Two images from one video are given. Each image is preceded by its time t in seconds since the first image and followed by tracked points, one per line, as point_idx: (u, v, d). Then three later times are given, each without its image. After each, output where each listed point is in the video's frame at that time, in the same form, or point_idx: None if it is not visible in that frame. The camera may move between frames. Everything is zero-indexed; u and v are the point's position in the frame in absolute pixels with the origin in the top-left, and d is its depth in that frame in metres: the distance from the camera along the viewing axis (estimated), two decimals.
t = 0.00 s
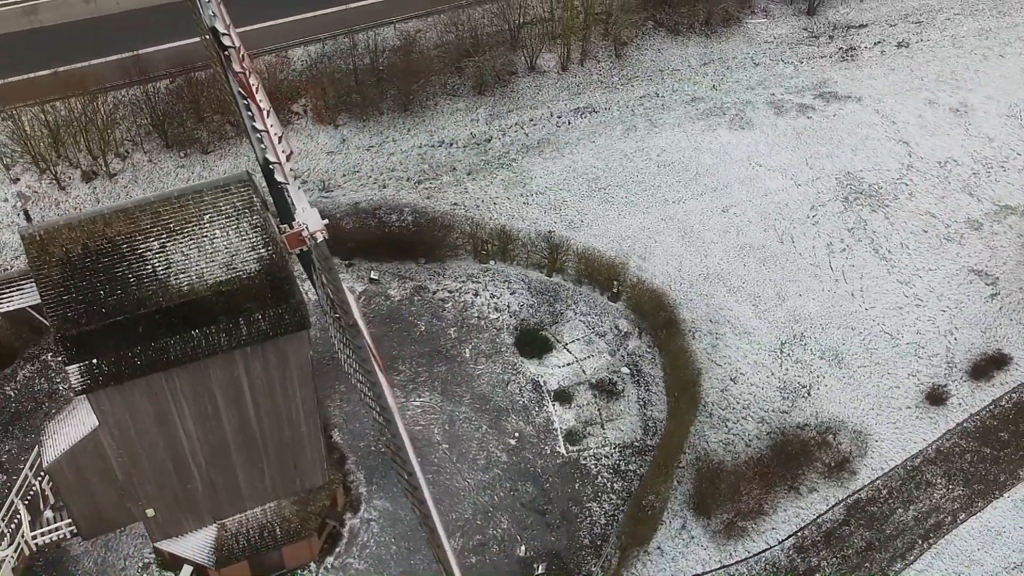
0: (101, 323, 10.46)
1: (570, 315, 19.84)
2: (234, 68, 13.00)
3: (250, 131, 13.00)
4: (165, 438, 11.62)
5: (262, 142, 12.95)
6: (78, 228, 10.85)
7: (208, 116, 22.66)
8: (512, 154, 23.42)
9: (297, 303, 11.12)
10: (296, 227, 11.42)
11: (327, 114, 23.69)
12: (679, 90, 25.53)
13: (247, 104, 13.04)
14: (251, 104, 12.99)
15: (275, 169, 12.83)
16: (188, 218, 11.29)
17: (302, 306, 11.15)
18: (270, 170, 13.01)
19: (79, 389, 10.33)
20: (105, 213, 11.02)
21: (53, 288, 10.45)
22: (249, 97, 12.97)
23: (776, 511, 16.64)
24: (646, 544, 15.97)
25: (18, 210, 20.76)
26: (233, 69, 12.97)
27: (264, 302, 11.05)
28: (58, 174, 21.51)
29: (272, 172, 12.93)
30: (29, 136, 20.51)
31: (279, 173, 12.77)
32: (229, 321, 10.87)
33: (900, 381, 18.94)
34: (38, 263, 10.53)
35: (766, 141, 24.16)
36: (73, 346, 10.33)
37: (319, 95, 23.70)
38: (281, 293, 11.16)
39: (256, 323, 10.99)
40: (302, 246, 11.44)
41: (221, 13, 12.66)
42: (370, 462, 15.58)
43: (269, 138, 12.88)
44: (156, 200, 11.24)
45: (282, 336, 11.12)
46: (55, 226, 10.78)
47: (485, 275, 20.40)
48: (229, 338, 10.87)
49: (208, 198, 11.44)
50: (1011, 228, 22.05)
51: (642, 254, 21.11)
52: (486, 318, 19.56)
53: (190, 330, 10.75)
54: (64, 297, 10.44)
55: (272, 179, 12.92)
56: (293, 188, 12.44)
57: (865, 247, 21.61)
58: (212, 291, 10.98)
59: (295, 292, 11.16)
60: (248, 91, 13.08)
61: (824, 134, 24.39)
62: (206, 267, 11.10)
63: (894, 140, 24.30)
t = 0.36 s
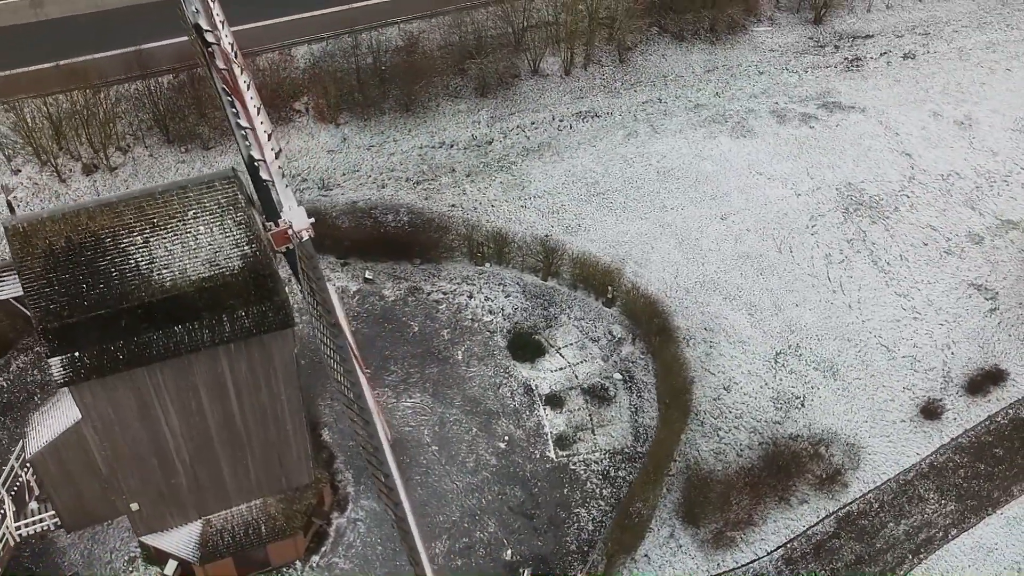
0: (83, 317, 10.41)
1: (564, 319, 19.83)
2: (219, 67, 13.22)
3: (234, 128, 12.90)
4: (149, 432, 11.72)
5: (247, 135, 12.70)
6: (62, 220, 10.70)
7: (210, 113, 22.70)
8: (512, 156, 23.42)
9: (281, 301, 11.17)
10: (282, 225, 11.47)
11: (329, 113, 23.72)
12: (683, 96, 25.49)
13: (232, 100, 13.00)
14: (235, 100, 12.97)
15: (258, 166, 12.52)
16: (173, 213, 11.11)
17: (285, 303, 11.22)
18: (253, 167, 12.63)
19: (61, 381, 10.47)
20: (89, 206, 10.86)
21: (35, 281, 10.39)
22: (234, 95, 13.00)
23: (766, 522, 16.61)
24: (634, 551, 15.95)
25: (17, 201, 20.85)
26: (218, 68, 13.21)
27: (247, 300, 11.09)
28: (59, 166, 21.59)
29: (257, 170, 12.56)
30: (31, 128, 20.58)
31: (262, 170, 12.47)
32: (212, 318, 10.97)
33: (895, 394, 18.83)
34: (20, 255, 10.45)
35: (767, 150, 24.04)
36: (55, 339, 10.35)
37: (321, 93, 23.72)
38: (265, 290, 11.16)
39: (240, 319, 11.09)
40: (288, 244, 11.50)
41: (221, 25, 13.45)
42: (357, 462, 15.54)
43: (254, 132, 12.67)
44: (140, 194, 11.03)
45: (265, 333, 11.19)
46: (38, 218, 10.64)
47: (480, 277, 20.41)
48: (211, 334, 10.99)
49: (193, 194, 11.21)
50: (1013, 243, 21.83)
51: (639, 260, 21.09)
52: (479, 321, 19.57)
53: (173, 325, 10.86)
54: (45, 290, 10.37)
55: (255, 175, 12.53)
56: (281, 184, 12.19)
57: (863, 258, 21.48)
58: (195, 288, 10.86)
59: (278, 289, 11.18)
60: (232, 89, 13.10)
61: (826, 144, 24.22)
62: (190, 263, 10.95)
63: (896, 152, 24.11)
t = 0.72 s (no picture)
0: (70, 309, 10.55)
1: (561, 323, 19.84)
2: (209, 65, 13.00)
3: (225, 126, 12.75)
4: (136, 423, 11.81)
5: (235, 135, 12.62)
6: (51, 212, 10.85)
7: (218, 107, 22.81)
8: (516, 159, 23.42)
9: (268, 298, 11.23)
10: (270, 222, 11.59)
11: (336, 111, 23.81)
12: (691, 102, 25.34)
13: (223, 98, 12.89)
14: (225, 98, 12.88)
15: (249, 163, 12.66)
16: (161, 207, 11.23)
17: (272, 299, 11.27)
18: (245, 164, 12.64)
19: (48, 372, 10.57)
20: (78, 199, 11.00)
21: (24, 271, 10.52)
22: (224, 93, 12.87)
23: (757, 532, 16.56)
24: (622, 558, 16.00)
25: (25, 191, 21.05)
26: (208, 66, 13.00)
27: (235, 296, 11.13)
28: (67, 158, 21.75)
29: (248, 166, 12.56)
30: (39, 120, 20.78)
31: (255, 168, 12.42)
32: (199, 312, 11.02)
33: (895, 408, 18.67)
34: (9, 246, 10.57)
35: (775, 158, 23.78)
36: (42, 330, 10.45)
37: (329, 92, 23.80)
38: (252, 286, 11.19)
39: (226, 315, 11.13)
40: (278, 240, 11.60)
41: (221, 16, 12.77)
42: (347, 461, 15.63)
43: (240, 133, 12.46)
44: (128, 188, 11.17)
45: (251, 329, 11.27)
46: (28, 209, 10.80)
47: (479, 279, 20.47)
48: (197, 329, 11.05)
49: (181, 188, 11.34)
50: None
51: (640, 265, 21.05)
52: (476, 322, 19.65)
53: (160, 319, 10.93)
54: (34, 280, 10.52)
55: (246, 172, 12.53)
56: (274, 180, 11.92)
57: (866, 269, 21.26)
58: (182, 283, 10.97)
59: (265, 285, 11.23)
60: (223, 86, 13.04)
61: (835, 154, 23.89)
62: (177, 257, 11.08)
63: (904, 163, 23.73)
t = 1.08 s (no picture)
0: (57, 301, 10.64)
1: (559, 327, 19.89)
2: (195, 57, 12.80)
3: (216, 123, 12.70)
4: (126, 416, 11.92)
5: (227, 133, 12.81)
6: (39, 204, 10.71)
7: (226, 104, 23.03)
8: (521, 161, 23.40)
9: (257, 294, 11.41)
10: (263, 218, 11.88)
11: (343, 109, 23.88)
12: (702, 109, 25.07)
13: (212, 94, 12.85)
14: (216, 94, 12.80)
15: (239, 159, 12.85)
16: (152, 202, 11.13)
17: (261, 297, 11.44)
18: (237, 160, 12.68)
19: (36, 364, 10.72)
20: (67, 191, 10.85)
21: (11, 262, 10.50)
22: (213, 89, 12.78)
23: (751, 542, 16.54)
24: (612, 564, 16.07)
25: (31, 183, 21.17)
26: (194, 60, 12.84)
27: (223, 293, 11.28)
28: (74, 151, 21.85)
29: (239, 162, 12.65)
30: (47, 112, 20.89)
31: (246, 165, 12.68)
32: (187, 308, 11.18)
33: (894, 421, 18.58)
34: None
35: (782, 167, 23.57)
36: (30, 319, 10.59)
37: (336, 90, 23.88)
38: (241, 283, 11.34)
39: (215, 311, 11.32)
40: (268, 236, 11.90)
41: (221, 13, 12.80)
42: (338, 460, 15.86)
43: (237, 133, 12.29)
44: (118, 181, 11.02)
45: (240, 326, 11.44)
46: (15, 200, 10.64)
47: (478, 280, 20.57)
48: (185, 324, 11.21)
49: (172, 183, 11.21)
50: None
51: (640, 271, 20.99)
52: (474, 324, 19.73)
53: (147, 313, 11.09)
54: (21, 272, 10.52)
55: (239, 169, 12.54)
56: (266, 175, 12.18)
57: (870, 279, 21.10)
58: (170, 277, 11.02)
59: (253, 282, 11.40)
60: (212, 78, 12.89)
61: (844, 164, 23.65)
62: (166, 252, 11.08)
63: (912, 174, 23.46)
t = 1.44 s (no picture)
0: (44, 291, 10.40)
1: (558, 331, 19.90)
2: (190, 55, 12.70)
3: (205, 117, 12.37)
4: (115, 408, 12.00)
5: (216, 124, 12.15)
6: (33, 194, 11.02)
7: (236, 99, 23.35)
8: (527, 164, 23.39)
9: (247, 290, 11.31)
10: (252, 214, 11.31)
11: (351, 107, 23.95)
12: (710, 116, 24.99)
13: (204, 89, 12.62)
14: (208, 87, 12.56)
15: (230, 154, 12.20)
16: (142, 195, 11.28)
17: (251, 292, 11.36)
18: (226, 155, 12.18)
19: (24, 352, 10.80)
20: (59, 183, 11.16)
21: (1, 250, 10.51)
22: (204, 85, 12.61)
23: (742, 552, 16.54)
24: (601, 570, 16.12)
25: (38, 173, 21.27)
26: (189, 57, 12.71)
27: (212, 287, 11.20)
28: (82, 143, 21.98)
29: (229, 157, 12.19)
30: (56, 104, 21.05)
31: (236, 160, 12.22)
32: (175, 301, 11.14)
33: (892, 435, 18.49)
34: None
35: (789, 176, 23.46)
36: (17, 310, 10.40)
37: (345, 89, 23.95)
38: (231, 278, 11.20)
39: (203, 305, 11.28)
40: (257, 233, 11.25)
41: (222, 9, 12.89)
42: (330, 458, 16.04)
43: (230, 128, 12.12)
44: (110, 174, 11.30)
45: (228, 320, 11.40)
46: (10, 191, 11.00)
47: (479, 282, 20.60)
48: (174, 318, 11.20)
49: (163, 176, 11.44)
50: None
51: (641, 277, 20.95)
52: (472, 326, 19.75)
53: (136, 306, 11.06)
54: (10, 261, 10.46)
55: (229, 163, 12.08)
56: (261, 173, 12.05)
57: (873, 291, 20.99)
58: (158, 271, 10.80)
59: (242, 277, 11.22)
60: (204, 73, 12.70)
61: (851, 175, 23.52)
62: (155, 245, 10.96)
63: (920, 187, 23.27)
